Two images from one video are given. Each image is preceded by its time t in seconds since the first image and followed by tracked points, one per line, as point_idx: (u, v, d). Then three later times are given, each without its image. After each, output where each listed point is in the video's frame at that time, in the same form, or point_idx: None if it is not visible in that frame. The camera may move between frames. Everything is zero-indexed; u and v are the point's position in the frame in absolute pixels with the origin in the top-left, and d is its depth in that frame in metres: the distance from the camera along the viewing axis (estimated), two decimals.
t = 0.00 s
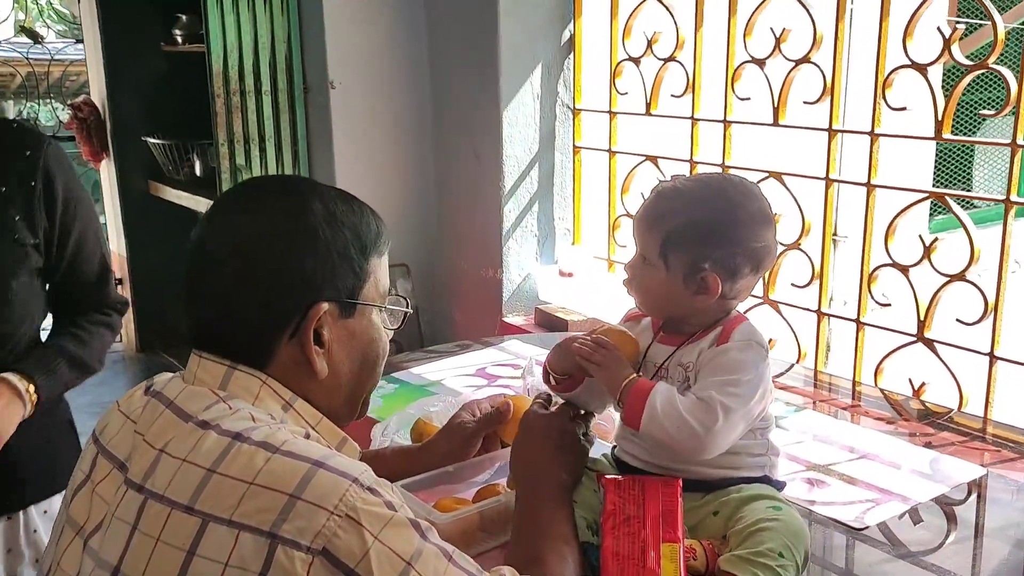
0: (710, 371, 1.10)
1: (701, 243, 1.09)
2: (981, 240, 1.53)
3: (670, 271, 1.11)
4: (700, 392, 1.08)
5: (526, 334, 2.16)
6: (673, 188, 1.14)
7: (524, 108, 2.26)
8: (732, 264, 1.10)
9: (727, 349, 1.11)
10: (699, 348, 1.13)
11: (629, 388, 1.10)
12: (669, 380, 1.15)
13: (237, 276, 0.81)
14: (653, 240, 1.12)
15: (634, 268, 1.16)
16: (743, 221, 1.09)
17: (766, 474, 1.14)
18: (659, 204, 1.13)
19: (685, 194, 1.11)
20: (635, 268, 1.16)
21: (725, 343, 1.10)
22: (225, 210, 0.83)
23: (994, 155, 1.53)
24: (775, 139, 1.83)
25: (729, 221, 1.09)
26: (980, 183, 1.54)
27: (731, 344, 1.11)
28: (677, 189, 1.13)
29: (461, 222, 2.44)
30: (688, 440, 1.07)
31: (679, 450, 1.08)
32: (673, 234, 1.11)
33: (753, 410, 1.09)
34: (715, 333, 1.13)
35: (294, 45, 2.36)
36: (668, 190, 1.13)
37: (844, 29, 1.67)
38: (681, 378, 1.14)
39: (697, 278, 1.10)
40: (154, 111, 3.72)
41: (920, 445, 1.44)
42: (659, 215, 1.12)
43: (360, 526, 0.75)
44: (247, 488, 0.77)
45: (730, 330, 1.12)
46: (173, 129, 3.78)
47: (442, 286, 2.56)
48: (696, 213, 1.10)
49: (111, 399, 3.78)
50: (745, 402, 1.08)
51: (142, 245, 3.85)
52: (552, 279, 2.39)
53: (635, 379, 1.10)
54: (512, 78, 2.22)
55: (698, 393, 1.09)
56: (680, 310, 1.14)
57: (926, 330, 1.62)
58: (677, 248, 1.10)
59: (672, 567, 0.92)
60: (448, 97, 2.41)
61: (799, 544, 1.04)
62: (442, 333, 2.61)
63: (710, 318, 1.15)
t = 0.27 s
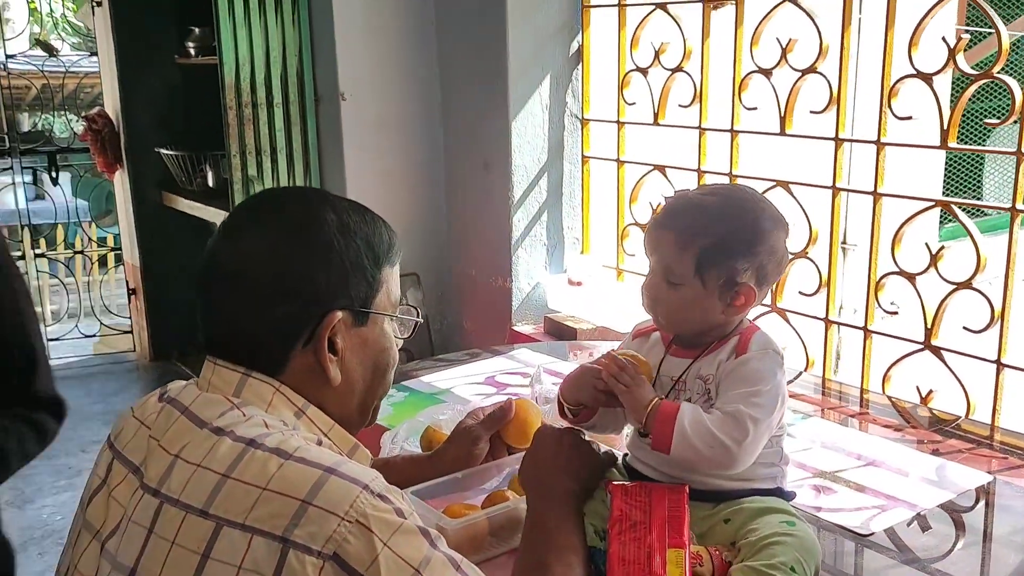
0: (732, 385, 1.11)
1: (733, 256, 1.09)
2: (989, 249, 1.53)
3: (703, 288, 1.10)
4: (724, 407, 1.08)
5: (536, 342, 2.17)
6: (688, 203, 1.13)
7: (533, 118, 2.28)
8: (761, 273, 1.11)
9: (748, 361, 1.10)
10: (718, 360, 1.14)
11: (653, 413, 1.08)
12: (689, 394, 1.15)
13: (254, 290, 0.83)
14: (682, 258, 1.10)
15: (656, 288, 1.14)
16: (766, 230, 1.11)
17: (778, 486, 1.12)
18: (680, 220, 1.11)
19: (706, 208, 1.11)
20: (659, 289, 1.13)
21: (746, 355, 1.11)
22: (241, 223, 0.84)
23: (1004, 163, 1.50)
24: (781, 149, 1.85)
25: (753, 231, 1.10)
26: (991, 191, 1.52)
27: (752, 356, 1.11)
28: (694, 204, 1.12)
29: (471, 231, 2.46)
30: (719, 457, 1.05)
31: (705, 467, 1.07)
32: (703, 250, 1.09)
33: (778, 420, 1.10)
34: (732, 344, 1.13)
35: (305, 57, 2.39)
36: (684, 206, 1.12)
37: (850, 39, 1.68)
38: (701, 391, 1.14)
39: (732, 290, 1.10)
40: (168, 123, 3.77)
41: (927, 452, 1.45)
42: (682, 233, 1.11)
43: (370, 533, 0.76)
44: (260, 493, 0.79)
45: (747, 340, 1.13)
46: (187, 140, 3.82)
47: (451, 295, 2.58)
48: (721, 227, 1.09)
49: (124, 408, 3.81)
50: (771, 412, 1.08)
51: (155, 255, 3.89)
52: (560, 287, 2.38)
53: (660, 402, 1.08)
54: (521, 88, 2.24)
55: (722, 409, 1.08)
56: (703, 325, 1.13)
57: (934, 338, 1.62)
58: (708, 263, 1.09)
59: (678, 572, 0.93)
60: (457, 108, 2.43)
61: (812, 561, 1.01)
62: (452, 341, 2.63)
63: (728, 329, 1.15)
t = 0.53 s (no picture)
0: (721, 369, 1.13)
1: (742, 234, 1.12)
2: (990, 239, 1.55)
3: (713, 267, 1.12)
4: (713, 392, 1.11)
5: (542, 332, 2.20)
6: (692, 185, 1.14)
7: (539, 111, 2.30)
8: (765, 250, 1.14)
9: (737, 347, 1.13)
10: (710, 344, 1.16)
11: (644, 391, 1.10)
12: (681, 377, 1.18)
13: (268, 270, 0.84)
14: (693, 238, 1.12)
15: (663, 270, 1.15)
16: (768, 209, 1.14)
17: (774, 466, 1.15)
18: (687, 202, 1.13)
19: (711, 189, 1.13)
20: (669, 270, 1.14)
21: (734, 341, 1.13)
22: (251, 207, 0.86)
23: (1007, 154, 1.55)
24: (785, 140, 1.87)
25: (757, 210, 1.13)
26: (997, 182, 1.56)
27: (740, 342, 1.13)
28: (698, 185, 1.14)
29: (478, 224, 2.49)
30: (704, 440, 1.08)
31: (689, 451, 1.10)
32: (713, 229, 1.11)
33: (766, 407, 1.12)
34: (724, 329, 1.16)
35: (315, 52, 2.42)
36: (688, 188, 1.14)
37: (852, 31, 1.70)
38: (693, 374, 1.17)
39: (738, 268, 1.13)
40: (180, 119, 3.81)
41: (927, 437, 1.47)
42: (690, 213, 1.12)
43: (378, 505, 0.79)
44: (274, 466, 0.81)
45: (738, 325, 1.16)
46: (198, 136, 3.86)
47: (459, 287, 2.61)
48: (728, 207, 1.12)
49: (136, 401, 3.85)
50: (757, 399, 1.10)
51: (167, 250, 3.93)
52: (568, 280, 2.42)
53: (652, 380, 1.10)
54: (527, 82, 2.27)
55: (710, 394, 1.11)
56: (701, 308, 1.16)
57: (935, 326, 1.64)
58: (718, 242, 1.11)
59: (678, 547, 0.95)
60: (465, 101, 2.46)
61: (810, 538, 1.03)
62: (459, 333, 2.65)
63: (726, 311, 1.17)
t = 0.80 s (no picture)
0: (724, 355, 1.20)
1: (745, 219, 1.19)
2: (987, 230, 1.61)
3: (719, 254, 1.19)
4: (721, 378, 1.18)
5: (555, 322, 2.26)
6: (691, 177, 1.20)
7: (553, 107, 2.37)
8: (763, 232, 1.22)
9: (740, 333, 1.19)
10: (714, 329, 1.23)
11: (655, 386, 1.16)
12: (688, 361, 1.24)
13: (296, 247, 0.88)
14: (702, 228, 1.18)
15: (673, 261, 1.21)
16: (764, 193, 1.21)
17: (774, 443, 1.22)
18: (692, 195, 1.19)
19: (713, 180, 1.19)
20: (679, 261, 1.20)
21: (739, 327, 1.19)
22: (278, 190, 0.90)
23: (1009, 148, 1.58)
24: (790, 134, 1.92)
25: (757, 196, 1.20)
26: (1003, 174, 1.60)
27: (743, 328, 1.19)
28: (698, 177, 1.20)
29: (493, 217, 2.56)
30: (714, 426, 1.15)
31: (698, 434, 1.17)
32: (718, 219, 1.18)
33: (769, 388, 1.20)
34: (727, 315, 1.22)
35: (335, 50, 2.49)
36: (689, 181, 1.20)
37: (855, 29, 1.76)
38: (698, 359, 1.23)
39: (742, 251, 1.20)
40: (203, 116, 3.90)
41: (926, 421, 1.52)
42: (696, 206, 1.18)
43: (398, 474, 0.82)
44: (300, 437, 0.83)
45: (741, 311, 1.22)
46: (220, 132, 3.95)
47: (473, 279, 2.68)
48: (733, 194, 1.18)
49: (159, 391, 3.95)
50: (762, 382, 1.17)
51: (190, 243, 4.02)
52: (580, 271, 2.49)
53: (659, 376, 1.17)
54: (541, 79, 2.33)
55: (717, 381, 1.17)
56: (705, 295, 1.22)
57: (935, 315, 1.69)
58: (724, 230, 1.18)
59: (678, 515, 1.00)
60: (480, 97, 2.53)
61: (805, 507, 1.10)
62: (474, 323, 2.72)
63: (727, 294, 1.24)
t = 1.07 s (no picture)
0: (732, 350, 1.24)
1: (761, 215, 1.25)
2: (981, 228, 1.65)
3: (743, 249, 1.24)
4: (732, 374, 1.23)
5: (563, 318, 2.32)
6: (712, 175, 1.24)
7: (562, 109, 2.43)
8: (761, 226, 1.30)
9: (749, 328, 1.24)
10: (720, 324, 1.26)
11: (668, 394, 1.20)
12: (692, 356, 1.28)
13: (313, 238, 0.94)
14: (733, 226, 1.22)
15: (703, 257, 1.23)
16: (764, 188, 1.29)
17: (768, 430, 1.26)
18: (718, 193, 1.22)
19: (734, 179, 1.23)
20: (709, 257, 1.23)
21: (746, 322, 1.24)
22: (294, 187, 0.97)
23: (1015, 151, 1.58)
24: (792, 135, 1.98)
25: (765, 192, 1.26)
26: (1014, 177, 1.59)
27: (751, 322, 1.24)
28: (719, 176, 1.23)
29: (504, 216, 2.62)
30: (726, 420, 1.20)
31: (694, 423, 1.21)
32: (745, 216, 1.23)
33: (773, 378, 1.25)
34: (731, 310, 1.26)
35: (351, 54, 2.56)
36: (712, 179, 1.23)
37: (854, 33, 1.81)
38: (704, 353, 1.27)
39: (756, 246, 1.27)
40: (222, 118, 3.98)
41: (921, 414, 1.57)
42: (725, 204, 1.22)
43: (406, 455, 0.87)
44: (315, 420, 0.89)
45: (744, 306, 1.26)
46: (239, 134, 4.03)
47: (484, 277, 2.74)
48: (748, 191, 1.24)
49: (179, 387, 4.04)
50: (769, 374, 1.23)
51: (209, 242, 4.11)
52: (588, 269, 2.54)
53: (671, 386, 1.20)
54: (551, 82, 2.39)
55: (727, 378, 1.22)
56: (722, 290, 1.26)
57: (932, 311, 1.73)
58: (747, 226, 1.24)
59: (672, 496, 1.04)
60: (492, 100, 2.59)
61: (794, 490, 1.14)
62: (486, 320, 2.79)
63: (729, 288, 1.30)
